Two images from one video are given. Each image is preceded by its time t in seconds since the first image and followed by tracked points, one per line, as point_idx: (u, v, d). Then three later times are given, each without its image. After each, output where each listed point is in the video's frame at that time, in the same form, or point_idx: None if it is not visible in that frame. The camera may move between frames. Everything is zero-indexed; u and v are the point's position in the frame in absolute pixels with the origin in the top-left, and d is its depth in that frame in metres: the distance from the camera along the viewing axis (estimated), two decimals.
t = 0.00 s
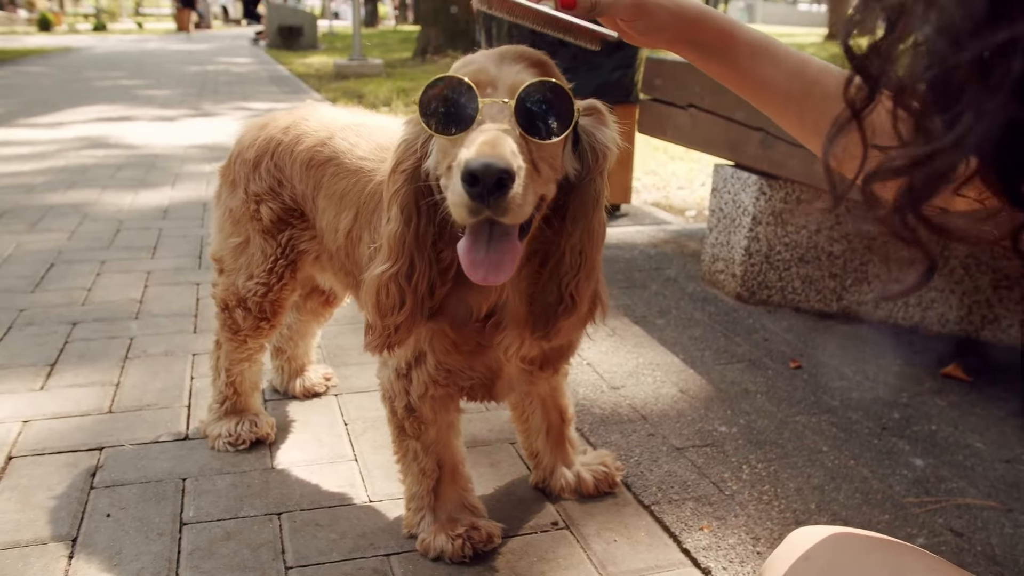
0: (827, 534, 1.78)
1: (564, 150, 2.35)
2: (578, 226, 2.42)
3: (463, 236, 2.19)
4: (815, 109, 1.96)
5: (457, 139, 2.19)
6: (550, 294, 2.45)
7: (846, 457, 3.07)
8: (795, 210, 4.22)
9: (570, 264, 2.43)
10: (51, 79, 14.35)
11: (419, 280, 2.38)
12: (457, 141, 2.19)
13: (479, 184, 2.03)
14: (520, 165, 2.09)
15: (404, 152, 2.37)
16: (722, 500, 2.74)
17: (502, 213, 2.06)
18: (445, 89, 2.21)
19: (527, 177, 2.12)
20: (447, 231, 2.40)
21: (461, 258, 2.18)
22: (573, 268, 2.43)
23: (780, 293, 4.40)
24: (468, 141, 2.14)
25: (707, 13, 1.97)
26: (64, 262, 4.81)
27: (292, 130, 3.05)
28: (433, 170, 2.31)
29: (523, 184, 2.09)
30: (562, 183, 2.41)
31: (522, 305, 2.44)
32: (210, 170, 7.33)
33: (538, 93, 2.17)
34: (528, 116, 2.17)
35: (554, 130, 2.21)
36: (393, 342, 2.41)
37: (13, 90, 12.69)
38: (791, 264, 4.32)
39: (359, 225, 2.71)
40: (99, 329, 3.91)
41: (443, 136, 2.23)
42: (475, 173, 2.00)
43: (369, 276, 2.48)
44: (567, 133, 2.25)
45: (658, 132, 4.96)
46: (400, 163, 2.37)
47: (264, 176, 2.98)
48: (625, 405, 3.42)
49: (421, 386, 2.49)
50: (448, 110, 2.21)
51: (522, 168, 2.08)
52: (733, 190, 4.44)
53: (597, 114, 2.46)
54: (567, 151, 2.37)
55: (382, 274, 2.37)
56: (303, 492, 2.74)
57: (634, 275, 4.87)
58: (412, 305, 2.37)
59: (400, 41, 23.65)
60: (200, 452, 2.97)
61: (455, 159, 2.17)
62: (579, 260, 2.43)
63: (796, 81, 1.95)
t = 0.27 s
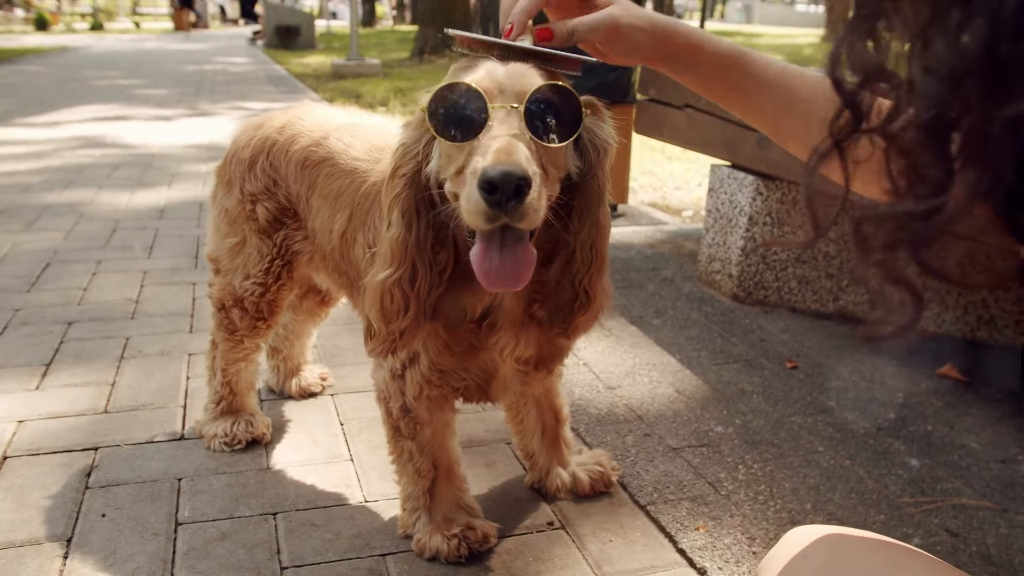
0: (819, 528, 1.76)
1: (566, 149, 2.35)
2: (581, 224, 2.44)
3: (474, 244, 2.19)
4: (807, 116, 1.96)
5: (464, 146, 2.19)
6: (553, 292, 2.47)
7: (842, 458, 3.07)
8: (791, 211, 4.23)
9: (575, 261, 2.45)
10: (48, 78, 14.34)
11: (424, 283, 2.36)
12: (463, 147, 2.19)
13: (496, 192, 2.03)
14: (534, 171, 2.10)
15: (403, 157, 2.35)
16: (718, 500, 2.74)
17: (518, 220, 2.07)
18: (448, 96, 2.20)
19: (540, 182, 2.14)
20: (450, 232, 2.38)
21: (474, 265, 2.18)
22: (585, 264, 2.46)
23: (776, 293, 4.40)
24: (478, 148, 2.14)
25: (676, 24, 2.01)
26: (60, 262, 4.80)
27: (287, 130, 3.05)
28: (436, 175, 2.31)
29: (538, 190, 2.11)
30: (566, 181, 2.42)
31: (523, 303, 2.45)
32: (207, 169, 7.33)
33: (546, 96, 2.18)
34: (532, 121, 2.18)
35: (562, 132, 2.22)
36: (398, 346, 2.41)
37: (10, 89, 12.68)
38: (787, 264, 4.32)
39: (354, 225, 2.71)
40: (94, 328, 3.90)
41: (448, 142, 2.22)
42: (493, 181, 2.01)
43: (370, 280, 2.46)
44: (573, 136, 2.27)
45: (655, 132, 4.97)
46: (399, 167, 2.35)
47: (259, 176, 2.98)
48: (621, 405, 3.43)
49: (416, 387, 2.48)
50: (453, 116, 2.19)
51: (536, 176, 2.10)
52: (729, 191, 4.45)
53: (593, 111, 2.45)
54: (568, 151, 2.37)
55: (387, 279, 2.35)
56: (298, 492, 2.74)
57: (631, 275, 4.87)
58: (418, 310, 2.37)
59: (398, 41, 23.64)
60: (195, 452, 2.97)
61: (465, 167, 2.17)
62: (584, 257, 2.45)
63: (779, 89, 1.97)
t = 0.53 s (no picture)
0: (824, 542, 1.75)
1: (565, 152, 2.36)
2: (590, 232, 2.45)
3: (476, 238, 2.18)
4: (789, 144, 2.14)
5: (463, 143, 2.18)
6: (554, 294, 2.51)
7: (838, 458, 3.07)
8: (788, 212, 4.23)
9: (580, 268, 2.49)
10: (45, 79, 14.32)
11: (435, 295, 2.36)
12: (461, 142, 2.19)
13: (498, 181, 2.03)
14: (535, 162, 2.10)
15: (402, 171, 2.35)
16: (714, 501, 2.75)
17: (519, 207, 2.06)
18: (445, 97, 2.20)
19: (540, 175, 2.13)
20: (444, 243, 2.39)
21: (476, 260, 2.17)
22: (621, 266, 2.48)
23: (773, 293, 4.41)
24: (477, 141, 2.13)
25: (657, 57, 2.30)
26: (56, 262, 4.79)
27: (282, 130, 3.05)
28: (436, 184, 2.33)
29: (539, 179, 2.11)
30: (568, 190, 2.42)
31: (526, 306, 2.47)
32: (203, 170, 7.32)
33: (545, 88, 2.17)
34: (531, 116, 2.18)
35: (562, 126, 2.23)
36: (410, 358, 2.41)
37: (7, 90, 12.65)
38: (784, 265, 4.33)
39: (349, 226, 2.70)
40: (90, 329, 3.90)
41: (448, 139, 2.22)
42: (494, 169, 2.01)
43: (377, 296, 2.43)
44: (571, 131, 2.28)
45: (653, 132, 4.97)
46: (399, 183, 2.35)
47: (253, 176, 2.98)
48: (618, 406, 3.43)
49: (410, 388, 2.49)
50: (452, 114, 2.19)
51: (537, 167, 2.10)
52: (726, 191, 4.45)
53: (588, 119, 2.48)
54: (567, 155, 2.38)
55: (400, 294, 2.32)
56: (294, 492, 2.74)
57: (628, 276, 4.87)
58: (430, 322, 2.36)
59: (396, 41, 23.63)
60: (191, 453, 2.96)
61: (465, 161, 2.16)
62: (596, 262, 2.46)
63: (756, 111, 2.17)
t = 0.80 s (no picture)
0: (825, 536, 1.75)
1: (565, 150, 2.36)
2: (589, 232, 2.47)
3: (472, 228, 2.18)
4: (772, 169, 2.18)
5: (462, 135, 2.19)
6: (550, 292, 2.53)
7: (836, 459, 3.07)
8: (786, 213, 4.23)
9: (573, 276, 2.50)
10: (44, 80, 14.33)
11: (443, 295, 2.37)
12: (460, 134, 2.19)
13: (498, 163, 2.04)
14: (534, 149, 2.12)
15: (402, 172, 2.36)
16: (711, 501, 2.75)
17: (518, 191, 2.07)
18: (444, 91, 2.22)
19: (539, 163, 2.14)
20: (443, 245, 2.39)
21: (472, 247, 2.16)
22: (612, 267, 2.51)
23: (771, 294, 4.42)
24: (477, 129, 2.15)
25: (639, 104, 2.48)
26: (54, 264, 4.79)
27: (278, 130, 3.05)
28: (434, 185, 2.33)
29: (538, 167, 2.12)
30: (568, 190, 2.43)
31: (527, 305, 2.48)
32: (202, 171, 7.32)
33: (544, 84, 2.22)
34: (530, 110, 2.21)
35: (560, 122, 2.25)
36: (421, 359, 2.40)
37: (6, 91, 12.65)
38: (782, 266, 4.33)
39: (345, 226, 2.71)
40: (88, 330, 3.90)
41: (446, 132, 2.23)
42: (494, 149, 2.02)
43: (386, 299, 2.40)
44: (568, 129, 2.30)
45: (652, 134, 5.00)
46: (399, 183, 2.36)
47: (250, 177, 2.98)
48: (615, 406, 3.43)
49: (408, 389, 2.49)
50: (451, 105, 2.20)
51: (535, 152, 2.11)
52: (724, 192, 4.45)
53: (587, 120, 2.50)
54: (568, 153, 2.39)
55: (415, 296, 2.32)
56: (292, 493, 2.74)
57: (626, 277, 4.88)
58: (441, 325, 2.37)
59: (394, 43, 23.64)
60: (189, 454, 2.97)
61: (464, 149, 2.17)
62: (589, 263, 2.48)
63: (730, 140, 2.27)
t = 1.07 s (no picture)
0: (827, 531, 1.76)
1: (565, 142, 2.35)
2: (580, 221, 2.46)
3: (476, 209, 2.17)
4: (764, 174, 2.18)
5: (467, 117, 2.18)
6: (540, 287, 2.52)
7: (834, 458, 3.08)
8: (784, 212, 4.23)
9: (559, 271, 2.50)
10: (43, 79, 14.32)
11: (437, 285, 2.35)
12: (466, 116, 2.19)
13: (508, 138, 2.04)
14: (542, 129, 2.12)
15: (401, 160, 2.35)
16: (709, 500, 2.75)
17: (527, 167, 2.07)
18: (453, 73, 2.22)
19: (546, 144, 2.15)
20: (438, 233, 2.37)
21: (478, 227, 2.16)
22: (589, 255, 2.48)
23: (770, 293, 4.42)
24: (484, 109, 2.14)
25: (634, 115, 2.53)
26: (53, 262, 4.79)
27: (277, 129, 3.05)
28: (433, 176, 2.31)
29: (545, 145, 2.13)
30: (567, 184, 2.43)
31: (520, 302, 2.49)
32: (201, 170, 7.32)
33: (547, 73, 2.23)
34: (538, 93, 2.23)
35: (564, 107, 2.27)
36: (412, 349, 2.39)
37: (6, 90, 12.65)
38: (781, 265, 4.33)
39: (342, 225, 2.71)
40: (87, 329, 3.90)
41: (452, 115, 2.23)
42: (505, 123, 2.02)
43: (379, 287, 2.39)
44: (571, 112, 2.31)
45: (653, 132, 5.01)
46: (399, 170, 2.35)
47: (248, 175, 2.99)
48: (614, 405, 3.43)
49: (404, 386, 2.48)
50: (457, 87, 2.19)
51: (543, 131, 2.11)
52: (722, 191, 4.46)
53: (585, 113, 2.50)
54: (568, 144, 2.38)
55: (409, 284, 2.30)
56: (290, 492, 2.74)
57: (625, 276, 4.87)
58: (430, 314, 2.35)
59: (394, 42, 23.65)
60: (187, 453, 2.97)
61: (472, 127, 2.16)
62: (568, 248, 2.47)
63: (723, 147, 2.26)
